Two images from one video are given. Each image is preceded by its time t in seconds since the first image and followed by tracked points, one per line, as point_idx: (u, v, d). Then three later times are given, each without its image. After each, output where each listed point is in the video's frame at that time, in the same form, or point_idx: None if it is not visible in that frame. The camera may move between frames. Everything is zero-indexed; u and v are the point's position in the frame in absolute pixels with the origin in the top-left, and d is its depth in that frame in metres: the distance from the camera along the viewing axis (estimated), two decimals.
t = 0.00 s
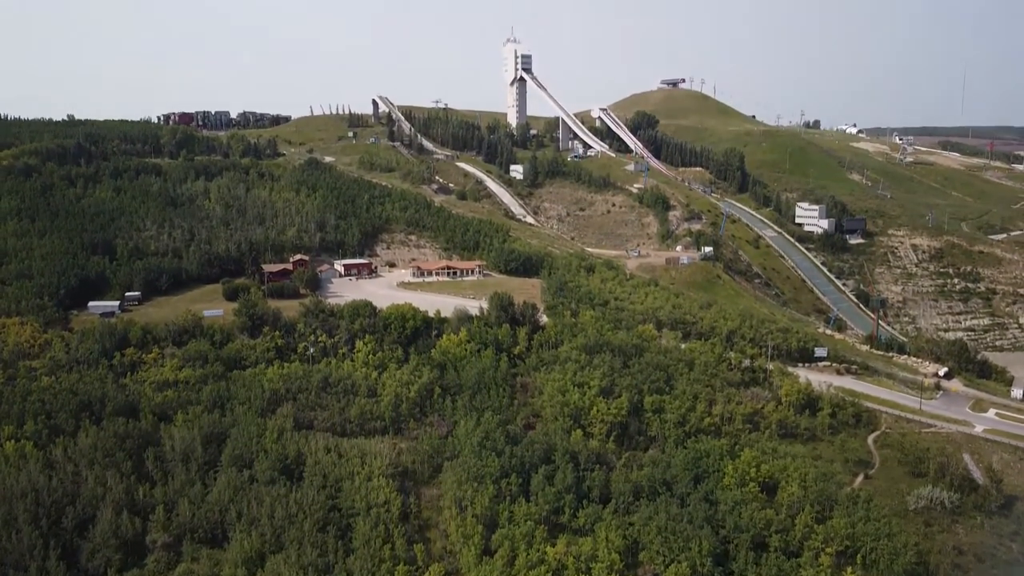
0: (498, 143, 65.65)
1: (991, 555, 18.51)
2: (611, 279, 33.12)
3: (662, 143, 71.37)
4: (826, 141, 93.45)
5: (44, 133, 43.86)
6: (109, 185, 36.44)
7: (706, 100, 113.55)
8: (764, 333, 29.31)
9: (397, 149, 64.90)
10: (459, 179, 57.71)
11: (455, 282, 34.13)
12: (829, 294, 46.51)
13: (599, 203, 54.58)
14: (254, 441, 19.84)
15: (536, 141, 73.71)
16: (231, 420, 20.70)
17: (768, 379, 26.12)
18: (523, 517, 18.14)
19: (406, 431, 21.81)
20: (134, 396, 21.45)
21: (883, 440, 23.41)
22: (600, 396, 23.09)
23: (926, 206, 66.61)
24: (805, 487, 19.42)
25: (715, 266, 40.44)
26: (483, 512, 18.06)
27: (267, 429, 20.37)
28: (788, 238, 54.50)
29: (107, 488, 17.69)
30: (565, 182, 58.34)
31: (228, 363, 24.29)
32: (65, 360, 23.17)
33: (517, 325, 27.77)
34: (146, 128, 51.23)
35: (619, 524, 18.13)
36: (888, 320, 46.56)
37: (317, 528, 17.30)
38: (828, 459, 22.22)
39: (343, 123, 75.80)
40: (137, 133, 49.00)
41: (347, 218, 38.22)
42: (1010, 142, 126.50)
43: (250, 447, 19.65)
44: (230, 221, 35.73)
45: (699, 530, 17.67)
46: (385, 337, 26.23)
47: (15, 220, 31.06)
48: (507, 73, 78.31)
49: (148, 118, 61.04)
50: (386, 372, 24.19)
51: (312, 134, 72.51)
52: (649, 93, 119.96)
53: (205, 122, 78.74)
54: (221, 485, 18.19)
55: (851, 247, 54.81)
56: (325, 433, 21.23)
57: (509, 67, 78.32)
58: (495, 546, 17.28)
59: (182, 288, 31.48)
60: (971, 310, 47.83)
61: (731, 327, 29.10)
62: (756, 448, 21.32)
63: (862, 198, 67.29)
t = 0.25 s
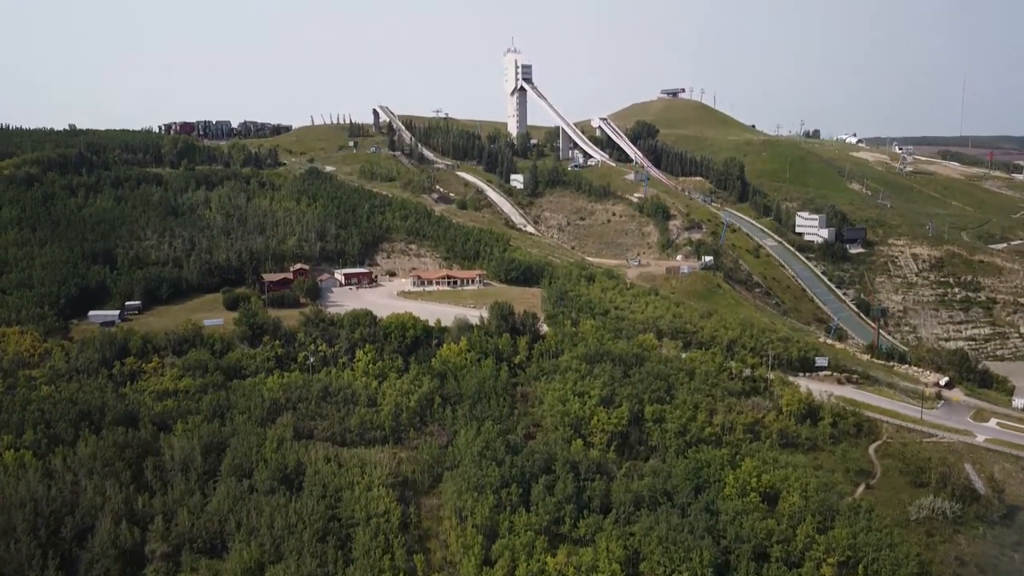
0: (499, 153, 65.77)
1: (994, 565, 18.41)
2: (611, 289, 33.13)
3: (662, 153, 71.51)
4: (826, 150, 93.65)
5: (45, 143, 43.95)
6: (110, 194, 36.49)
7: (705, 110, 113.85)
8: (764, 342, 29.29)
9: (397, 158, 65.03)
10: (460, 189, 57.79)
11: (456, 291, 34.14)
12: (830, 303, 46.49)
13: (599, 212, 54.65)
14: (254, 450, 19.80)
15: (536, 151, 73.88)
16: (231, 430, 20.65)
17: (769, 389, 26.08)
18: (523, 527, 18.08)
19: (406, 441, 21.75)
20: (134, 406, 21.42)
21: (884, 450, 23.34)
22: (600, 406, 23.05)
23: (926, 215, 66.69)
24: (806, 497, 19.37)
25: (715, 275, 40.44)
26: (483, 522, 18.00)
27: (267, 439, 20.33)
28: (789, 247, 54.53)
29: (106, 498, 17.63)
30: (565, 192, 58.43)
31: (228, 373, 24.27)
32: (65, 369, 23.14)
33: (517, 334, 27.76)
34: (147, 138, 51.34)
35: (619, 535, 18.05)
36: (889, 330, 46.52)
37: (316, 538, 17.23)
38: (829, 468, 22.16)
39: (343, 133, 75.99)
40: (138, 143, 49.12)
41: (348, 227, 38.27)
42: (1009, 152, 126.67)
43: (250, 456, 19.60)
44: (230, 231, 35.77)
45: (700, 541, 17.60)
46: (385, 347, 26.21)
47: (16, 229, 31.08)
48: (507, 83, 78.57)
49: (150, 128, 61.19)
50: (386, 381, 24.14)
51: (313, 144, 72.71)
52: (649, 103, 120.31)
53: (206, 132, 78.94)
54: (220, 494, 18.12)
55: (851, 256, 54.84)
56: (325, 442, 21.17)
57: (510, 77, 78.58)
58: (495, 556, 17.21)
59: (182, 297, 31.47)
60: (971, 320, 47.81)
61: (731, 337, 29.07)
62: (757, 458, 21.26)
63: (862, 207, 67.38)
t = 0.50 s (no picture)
0: (499, 162, 65.90)
1: None
2: (611, 298, 33.14)
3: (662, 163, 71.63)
4: (825, 160, 93.83)
5: (47, 152, 44.03)
6: (111, 203, 36.55)
7: (705, 119, 114.15)
8: (765, 352, 29.27)
9: (398, 168, 65.17)
10: (460, 198, 57.85)
11: (456, 300, 34.14)
12: (831, 312, 46.46)
13: (599, 221, 54.73)
14: (254, 459, 19.75)
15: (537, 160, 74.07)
16: (231, 439, 20.61)
17: (770, 398, 26.03)
18: (524, 537, 18.00)
19: (406, 450, 21.69)
20: (134, 415, 21.38)
21: (886, 459, 23.26)
22: (600, 415, 23.01)
23: (926, 224, 66.77)
24: (807, 507, 19.31)
25: (715, 285, 40.45)
26: (483, 532, 17.93)
27: (267, 448, 20.27)
28: (789, 257, 54.56)
29: (105, 507, 17.57)
30: (566, 201, 58.51)
31: (228, 382, 24.24)
32: (65, 379, 23.11)
33: (517, 343, 27.73)
34: (149, 148, 51.45)
35: (620, 545, 17.97)
36: (890, 339, 46.48)
37: (316, 548, 17.15)
38: (830, 478, 22.10)
39: (344, 142, 76.18)
40: (139, 152, 49.22)
41: (348, 236, 38.31)
42: (1009, 161, 126.82)
43: (250, 465, 19.55)
44: (231, 240, 35.80)
45: (701, 551, 17.52)
46: (385, 356, 26.18)
47: (17, 239, 31.11)
48: (507, 93, 78.83)
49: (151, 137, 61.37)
50: (386, 391, 24.09)
51: (314, 153, 72.88)
52: (650, 113, 120.58)
53: (207, 141, 79.11)
54: (219, 504, 18.05)
55: (852, 266, 54.86)
56: (325, 452, 21.11)
57: (510, 87, 78.81)
58: (495, 567, 17.14)
59: (182, 306, 31.46)
60: (972, 329, 47.77)
61: (732, 346, 29.04)
62: (758, 468, 21.20)
63: (863, 216, 67.46)
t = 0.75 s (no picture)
0: (500, 172, 66.03)
1: None
2: (612, 307, 33.14)
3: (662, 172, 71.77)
4: (825, 169, 94.01)
5: (48, 162, 44.12)
6: (112, 213, 36.59)
7: (705, 129, 114.45)
8: (765, 361, 29.23)
9: (398, 177, 65.28)
10: (461, 207, 57.93)
11: (457, 310, 34.14)
12: (831, 322, 46.43)
13: (600, 231, 54.79)
14: (253, 469, 19.68)
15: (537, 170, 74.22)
16: (231, 449, 20.56)
17: (771, 408, 25.96)
18: (524, 547, 17.92)
19: (406, 460, 21.62)
20: (133, 424, 21.34)
21: (887, 469, 23.18)
22: (601, 424, 22.95)
23: (926, 234, 66.83)
24: (809, 517, 19.23)
25: (715, 294, 40.45)
26: (483, 542, 17.85)
27: (266, 458, 20.21)
28: (790, 266, 54.58)
29: (104, 517, 17.49)
30: (566, 210, 58.58)
31: (228, 391, 24.20)
32: (65, 388, 23.07)
33: (517, 352, 27.70)
34: (150, 157, 51.57)
35: (621, 555, 17.87)
36: (891, 349, 46.45)
37: (315, 558, 17.05)
38: (832, 488, 22.02)
39: (345, 152, 76.36)
40: (140, 162, 49.32)
41: (348, 246, 38.35)
42: (1009, 171, 127.01)
43: (249, 475, 19.49)
44: (231, 249, 35.82)
45: (702, 561, 17.44)
46: (385, 365, 26.13)
47: (18, 248, 31.12)
48: (508, 103, 79.07)
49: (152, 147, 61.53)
50: (386, 400, 24.04)
51: (314, 162, 73.05)
52: (649, 123, 120.92)
53: (207, 151, 79.31)
54: (219, 514, 17.97)
55: (852, 275, 54.88)
56: (325, 461, 21.03)
57: (511, 96, 79.05)
58: None
59: (182, 315, 31.43)
60: (973, 338, 47.74)
61: (732, 356, 29.00)
62: (759, 478, 21.14)
63: (863, 226, 67.54)
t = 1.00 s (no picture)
0: (500, 181, 66.14)
1: None
2: (612, 317, 33.12)
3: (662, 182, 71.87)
4: (825, 179, 94.18)
5: (49, 171, 44.19)
6: (112, 222, 36.63)
7: (705, 139, 114.71)
8: (766, 371, 29.17)
9: (399, 186, 65.39)
10: (461, 217, 57.99)
11: (457, 319, 34.11)
12: (832, 331, 46.38)
13: (600, 240, 54.82)
14: (253, 479, 19.61)
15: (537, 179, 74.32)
16: (230, 459, 20.49)
17: (772, 417, 25.89)
18: (524, 558, 17.83)
19: (406, 470, 21.54)
20: (133, 434, 21.28)
21: (888, 479, 23.09)
22: (602, 434, 22.89)
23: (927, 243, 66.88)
24: (810, 527, 19.16)
25: (716, 304, 40.43)
26: (484, 553, 17.77)
27: (266, 467, 20.15)
28: (790, 275, 54.58)
29: (103, 527, 17.40)
30: (567, 220, 58.64)
31: (228, 401, 24.14)
32: (65, 397, 23.02)
33: (518, 362, 27.63)
34: (151, 166, 51.66)
35: (622, 565, 17.76)
36: (891, 358, 46.41)
37: (315, 568, 16.93)
38: (833, 498, 21.94)
39: (345, 161, 76.48)
40: (141, 171, 49.39)
41: (349, 255, 38.37)
42: (1009, 181, 127.17)
43: (249, 485, 19.41)
44: (232, 258, 35.82)
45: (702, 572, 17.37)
46: (385, 374, 26.07)
47: (18, 257, 31.13)
48: (508, 112, 79.29)
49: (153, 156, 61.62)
50: (386, 410, 23.98)
51: (315, 172, 73.18)
52: (649, 133, 121.24)
53: (208, 160, 79.47)
54: (218, 524, 17.87)
55: (853, 285, 54.87)
56: (325, 471, 20.96)
57: (511, 106, 79.28)
58: None
59: (182, 324, 31.41)
60: (974, 348, 47.69)
61: (733, 365, 28.94)
62: (760, 488, 21.07)
63: (863, 235, 67.60)
